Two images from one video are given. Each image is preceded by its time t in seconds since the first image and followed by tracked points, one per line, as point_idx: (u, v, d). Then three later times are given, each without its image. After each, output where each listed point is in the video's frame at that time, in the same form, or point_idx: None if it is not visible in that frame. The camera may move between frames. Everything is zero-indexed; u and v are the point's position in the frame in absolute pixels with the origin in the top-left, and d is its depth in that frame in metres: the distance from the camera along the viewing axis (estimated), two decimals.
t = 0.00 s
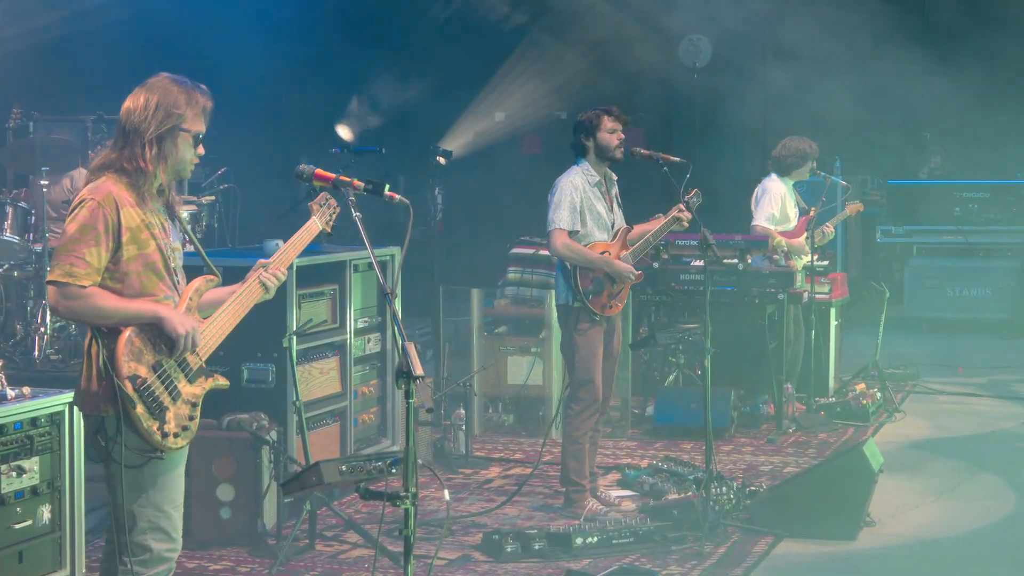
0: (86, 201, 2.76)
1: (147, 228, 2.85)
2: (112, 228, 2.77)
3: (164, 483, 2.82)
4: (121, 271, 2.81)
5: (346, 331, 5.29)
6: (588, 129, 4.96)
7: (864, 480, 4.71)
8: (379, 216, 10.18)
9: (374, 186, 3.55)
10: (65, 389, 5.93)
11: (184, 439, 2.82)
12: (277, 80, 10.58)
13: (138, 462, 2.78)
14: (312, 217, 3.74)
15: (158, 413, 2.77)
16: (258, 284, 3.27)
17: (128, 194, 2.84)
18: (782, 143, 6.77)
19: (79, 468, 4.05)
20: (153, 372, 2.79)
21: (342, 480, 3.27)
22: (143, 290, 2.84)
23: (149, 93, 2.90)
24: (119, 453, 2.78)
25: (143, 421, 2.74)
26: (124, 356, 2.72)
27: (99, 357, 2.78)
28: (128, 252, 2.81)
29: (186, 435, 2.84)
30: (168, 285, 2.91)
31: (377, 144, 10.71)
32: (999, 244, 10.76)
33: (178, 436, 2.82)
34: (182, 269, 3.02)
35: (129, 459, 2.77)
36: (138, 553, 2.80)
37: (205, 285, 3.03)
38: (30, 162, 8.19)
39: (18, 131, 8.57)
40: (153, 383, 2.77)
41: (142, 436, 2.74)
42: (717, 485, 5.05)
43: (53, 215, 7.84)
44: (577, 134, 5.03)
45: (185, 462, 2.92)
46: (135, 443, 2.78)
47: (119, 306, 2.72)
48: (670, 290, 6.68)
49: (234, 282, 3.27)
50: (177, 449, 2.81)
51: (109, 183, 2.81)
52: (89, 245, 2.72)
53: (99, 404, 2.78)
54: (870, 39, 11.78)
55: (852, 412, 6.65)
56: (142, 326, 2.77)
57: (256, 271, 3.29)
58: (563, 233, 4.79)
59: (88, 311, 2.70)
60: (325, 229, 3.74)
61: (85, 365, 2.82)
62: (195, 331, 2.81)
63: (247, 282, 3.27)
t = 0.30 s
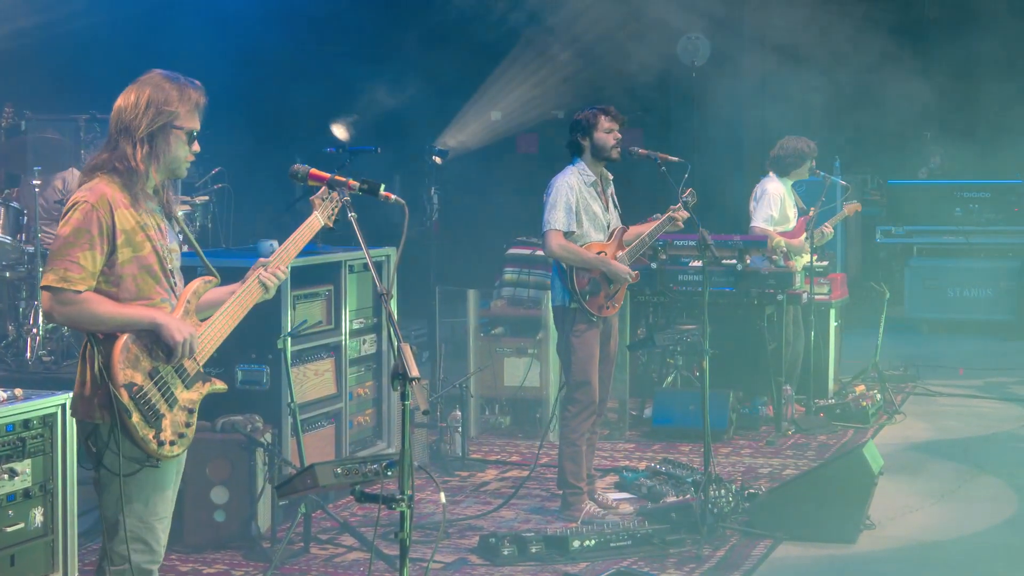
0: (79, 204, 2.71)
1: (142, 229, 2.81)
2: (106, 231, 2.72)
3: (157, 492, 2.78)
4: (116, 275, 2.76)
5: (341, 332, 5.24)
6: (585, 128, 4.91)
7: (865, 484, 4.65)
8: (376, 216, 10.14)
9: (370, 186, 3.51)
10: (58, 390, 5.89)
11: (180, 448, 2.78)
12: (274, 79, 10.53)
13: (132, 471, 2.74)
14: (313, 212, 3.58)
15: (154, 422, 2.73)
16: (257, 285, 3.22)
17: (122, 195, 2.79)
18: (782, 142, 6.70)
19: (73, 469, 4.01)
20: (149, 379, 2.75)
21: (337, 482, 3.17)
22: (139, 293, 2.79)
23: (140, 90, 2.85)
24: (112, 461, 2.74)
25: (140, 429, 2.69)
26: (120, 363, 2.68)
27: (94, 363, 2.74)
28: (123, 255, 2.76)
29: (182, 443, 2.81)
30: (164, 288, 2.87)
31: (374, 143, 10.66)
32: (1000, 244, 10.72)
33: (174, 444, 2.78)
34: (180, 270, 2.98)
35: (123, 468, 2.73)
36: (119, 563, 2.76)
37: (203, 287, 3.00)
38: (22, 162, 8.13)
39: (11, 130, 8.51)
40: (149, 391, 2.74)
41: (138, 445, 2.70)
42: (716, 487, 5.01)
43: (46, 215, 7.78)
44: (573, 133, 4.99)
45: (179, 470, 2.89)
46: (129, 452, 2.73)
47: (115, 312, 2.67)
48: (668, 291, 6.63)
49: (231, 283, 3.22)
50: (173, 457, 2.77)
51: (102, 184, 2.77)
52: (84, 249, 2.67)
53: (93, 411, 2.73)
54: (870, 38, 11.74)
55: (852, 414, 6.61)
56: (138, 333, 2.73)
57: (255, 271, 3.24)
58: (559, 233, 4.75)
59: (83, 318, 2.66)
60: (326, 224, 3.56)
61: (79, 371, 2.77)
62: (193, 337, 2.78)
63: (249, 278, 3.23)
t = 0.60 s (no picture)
0: (69, 208, 2.66)
1: (134, 232, 2.76)
2: (97, 235, 2.68)
3: (153, 501, 2.75)
4: (108, 279, 2.72)
5: (336, 334, 5.19)
6: (582, 128, 4.87)
7: (865, 486, 4.60)
8: (373, 217, 10.10)
9: (366, 187, 3.46)
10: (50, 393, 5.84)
11: (176, 458, 2.73)
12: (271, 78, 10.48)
13: (127, 480, 2.71)
14: (307, 206, 3.51)
15: (150, 432, 2.69)
16: (253, 284, 3.15)
17: (112, 198, 2.74)
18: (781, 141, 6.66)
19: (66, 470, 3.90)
20: (145, 388, 2.70)
21: (333, 486, 3.12)
22: (132, 298, 2.74)
23: (129, 88, 2.80)
24: (107, 470, 2.73)
25: (136, 441, 2.65)
26: (115, 372, 2.63)
27: (89, 370, 2.70)
28: (115, 259, 2.72)
29: (180, 452, 2.75)
30: (159, 292, 2.82)
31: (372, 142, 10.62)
32: (1000, 245, 10.66)
33: (171, 454, 2.73)
34: (175, 272, 2.92)
35: (118, 478, 2.70)
36: (110, 570, 2.76)
37: (199, 287, 2.94)
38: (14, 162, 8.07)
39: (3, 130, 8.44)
40: (145, 400, 2.69)
41: (133, 455, 2.66)
42: (714, 490, 4.96)
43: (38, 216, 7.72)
44: (570, 133, 4.95)
45: (177, 477, 2.85)
46: (126, 462, 2.70)
47: (108, 320, 2.63)
48: (666, 292, 6.59)
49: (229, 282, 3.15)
50: (170, 466, 2.73)
51: (92, 186, 2.72)
52: (75, 254, 2.64)
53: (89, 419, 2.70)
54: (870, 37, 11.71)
55: (851, 416, 6.55)
56: (133, 340, 2.68)
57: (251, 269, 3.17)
58: (555, 234, 4.70)
59: (75, 326, 2.62)
60: (323, 219, 3.51)
61: (75, 378, 2.74)
62: (189, 346, 2.72)
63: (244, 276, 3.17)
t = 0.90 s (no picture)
0: (60, 210, 2.60)
1: (124, 234, 2.72)
2: (88, 237, 2.62)
3: (145, 512, 2.71)
4: (100, 283, 2.66)
5: (331, 336, 5.15)
6: (579, 129, 4.83)
7: (864, 489, 4.55)
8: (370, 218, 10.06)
9: (360, 188, 3.40)
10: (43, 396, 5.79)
11: (168, 467, 2.70)
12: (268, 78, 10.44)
13: (120, 491, 2.67)
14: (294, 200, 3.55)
15: (143, 442, 2.65)
16: (242, 284, 3.13)
17: (102, 200, 2.69)
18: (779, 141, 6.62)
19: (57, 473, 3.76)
20: (137, 397, 2.66)
21: (326, 489, 3.04)
22: (123, 302, 2.70)
23: (118, 87, 2.75)
24: (99, 482, 2.65)
25: (128, 452, 2.61)
26: (106, 382, 2.58)
27: (80, 379, 2.64)
28: (107, 262, 2.66)
29: (171, 460, 2.72)
30: (148, 295, 2.78)
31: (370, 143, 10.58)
32: (1001, 246, 10.62)
33: (163, 463, 2.70)
34: (166, 273, 2.90)
35: (111, 488, 2.65)
36: None
37: (191, 290, 2.90)
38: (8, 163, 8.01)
39: None
40: (137, 410, 2.65)
41: (126, 466, 2.62)
42: (712, 494, 4.92)
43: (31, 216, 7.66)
44: (568, 133, 4.91)
45: (169, 486, 2.81)
46: (118, 472, 2.66)
47: (101, 325, 2.57)
48: (665, 294, 6.55)
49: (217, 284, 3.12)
50: (163, 475, 2.69)
51: (83, 187, 2.66)
52: (67, 258, 2.57)
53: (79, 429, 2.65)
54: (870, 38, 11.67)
55: (851, 419, 6.51)
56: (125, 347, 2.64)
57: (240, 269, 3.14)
58: (552, 235, 4.65)
59: (69, 331, 2.55)
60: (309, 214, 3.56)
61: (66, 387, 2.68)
62: (178, 354, 2.71)
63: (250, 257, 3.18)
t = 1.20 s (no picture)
0: (50, 214, 2.54)
1: (117, 238, 2.66)
2: (80, 242, 2.57)
3: (142, 518, 2.66)
4: (92, 287, 2.62)
5: (326, 338, 5.09)
6: (577, 129, 4.78)
7: (865, 494, 4.49)
8: (366, 219, 10.01)
9: (356, 188, 3.34)
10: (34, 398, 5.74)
11: (166, 473, 2.66)
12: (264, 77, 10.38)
13: (115, 498, 2.62)
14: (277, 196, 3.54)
15: (140, 448, 2.61)
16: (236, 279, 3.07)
17: (94, 203, 2.63)
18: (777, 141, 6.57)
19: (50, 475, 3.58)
20: (134, 403, 2.61)
21: (321, 492, 2.99)
22: (116, 307, 2.65)
23: (107, 87, 2.70)
24: (93, 487, 2.62)
25: (126, 459, 2.57)
26: (103, 389, 2.53)
27: (76, 385, 2.60)
28: (99, 267, 2.62)
29: (169, 465, 2.68)
30: (142, 299, 2.72)
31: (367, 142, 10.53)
32: (1003, 247, 10.57)
33: (160, 468, 2.66)
34: (159, 277, 2.82)
35: (107, 494, 2.61)
36: None
37: (182, 291, 2.84)
38: None
39: None
40: (135, 417, 2.60)
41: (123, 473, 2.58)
42: (711, 498, 4.87)
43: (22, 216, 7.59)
44: (565, 133, 4.85)
45: (166, 491, 2.77)
46: (115, 478, 2.61)
47: (95, 333, 2.53)
48: (663, 295, 6.51)
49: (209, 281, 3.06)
50: (160, 481, 2.65)
51: (74, 191, 2.61)
52: (58, 263, 2.52)
53: (75, 435, 2.60)
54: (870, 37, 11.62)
55: (851, 422, 6.46)
56: (121, 353, 2.59)
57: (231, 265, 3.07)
58: (549, 236, 4.60)
59: (62, 338, 2.52)
60: (293, 209, 3.56)
61: (61, 393, 2.63)
62: (175, 360, 2.66)
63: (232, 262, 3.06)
